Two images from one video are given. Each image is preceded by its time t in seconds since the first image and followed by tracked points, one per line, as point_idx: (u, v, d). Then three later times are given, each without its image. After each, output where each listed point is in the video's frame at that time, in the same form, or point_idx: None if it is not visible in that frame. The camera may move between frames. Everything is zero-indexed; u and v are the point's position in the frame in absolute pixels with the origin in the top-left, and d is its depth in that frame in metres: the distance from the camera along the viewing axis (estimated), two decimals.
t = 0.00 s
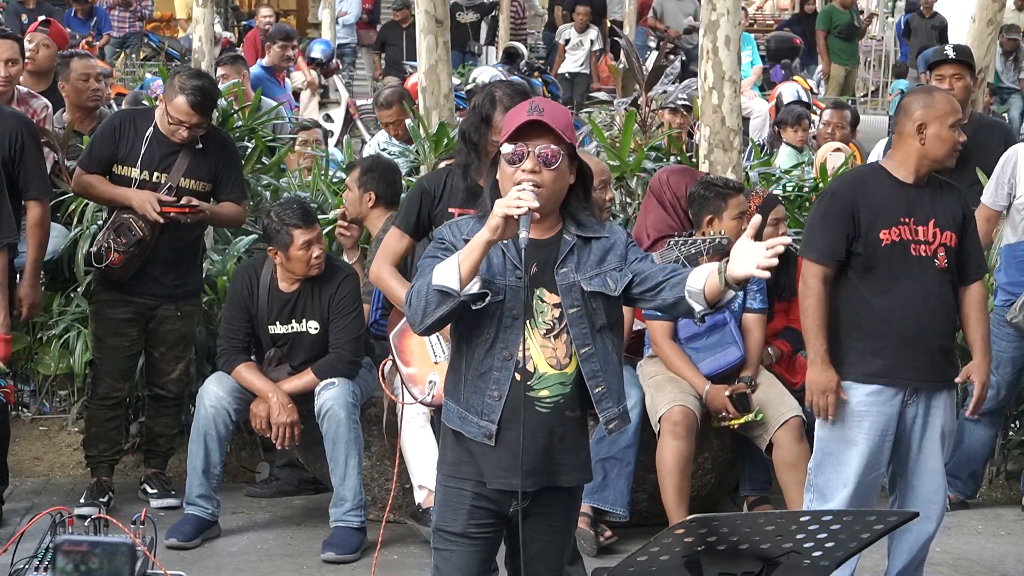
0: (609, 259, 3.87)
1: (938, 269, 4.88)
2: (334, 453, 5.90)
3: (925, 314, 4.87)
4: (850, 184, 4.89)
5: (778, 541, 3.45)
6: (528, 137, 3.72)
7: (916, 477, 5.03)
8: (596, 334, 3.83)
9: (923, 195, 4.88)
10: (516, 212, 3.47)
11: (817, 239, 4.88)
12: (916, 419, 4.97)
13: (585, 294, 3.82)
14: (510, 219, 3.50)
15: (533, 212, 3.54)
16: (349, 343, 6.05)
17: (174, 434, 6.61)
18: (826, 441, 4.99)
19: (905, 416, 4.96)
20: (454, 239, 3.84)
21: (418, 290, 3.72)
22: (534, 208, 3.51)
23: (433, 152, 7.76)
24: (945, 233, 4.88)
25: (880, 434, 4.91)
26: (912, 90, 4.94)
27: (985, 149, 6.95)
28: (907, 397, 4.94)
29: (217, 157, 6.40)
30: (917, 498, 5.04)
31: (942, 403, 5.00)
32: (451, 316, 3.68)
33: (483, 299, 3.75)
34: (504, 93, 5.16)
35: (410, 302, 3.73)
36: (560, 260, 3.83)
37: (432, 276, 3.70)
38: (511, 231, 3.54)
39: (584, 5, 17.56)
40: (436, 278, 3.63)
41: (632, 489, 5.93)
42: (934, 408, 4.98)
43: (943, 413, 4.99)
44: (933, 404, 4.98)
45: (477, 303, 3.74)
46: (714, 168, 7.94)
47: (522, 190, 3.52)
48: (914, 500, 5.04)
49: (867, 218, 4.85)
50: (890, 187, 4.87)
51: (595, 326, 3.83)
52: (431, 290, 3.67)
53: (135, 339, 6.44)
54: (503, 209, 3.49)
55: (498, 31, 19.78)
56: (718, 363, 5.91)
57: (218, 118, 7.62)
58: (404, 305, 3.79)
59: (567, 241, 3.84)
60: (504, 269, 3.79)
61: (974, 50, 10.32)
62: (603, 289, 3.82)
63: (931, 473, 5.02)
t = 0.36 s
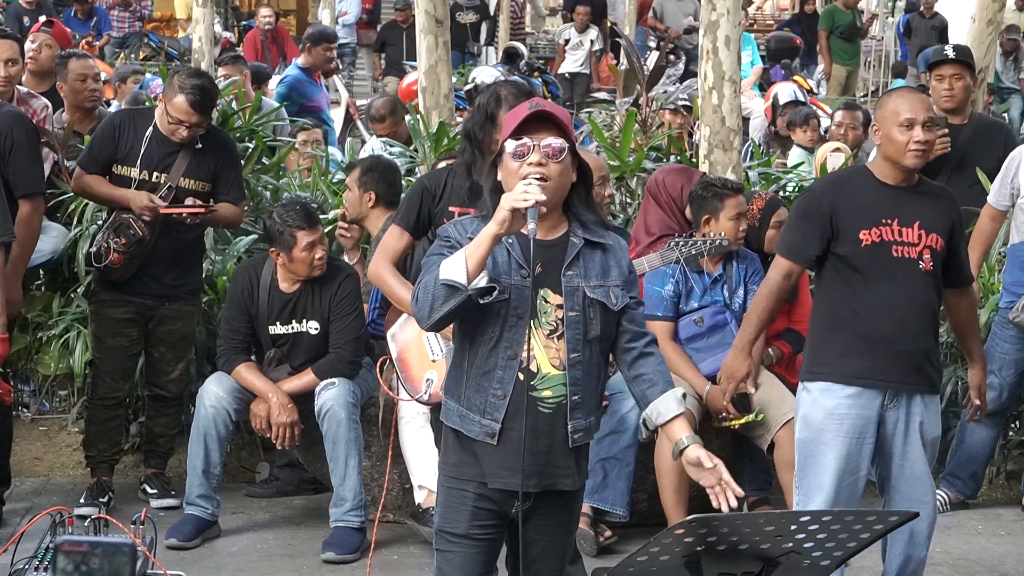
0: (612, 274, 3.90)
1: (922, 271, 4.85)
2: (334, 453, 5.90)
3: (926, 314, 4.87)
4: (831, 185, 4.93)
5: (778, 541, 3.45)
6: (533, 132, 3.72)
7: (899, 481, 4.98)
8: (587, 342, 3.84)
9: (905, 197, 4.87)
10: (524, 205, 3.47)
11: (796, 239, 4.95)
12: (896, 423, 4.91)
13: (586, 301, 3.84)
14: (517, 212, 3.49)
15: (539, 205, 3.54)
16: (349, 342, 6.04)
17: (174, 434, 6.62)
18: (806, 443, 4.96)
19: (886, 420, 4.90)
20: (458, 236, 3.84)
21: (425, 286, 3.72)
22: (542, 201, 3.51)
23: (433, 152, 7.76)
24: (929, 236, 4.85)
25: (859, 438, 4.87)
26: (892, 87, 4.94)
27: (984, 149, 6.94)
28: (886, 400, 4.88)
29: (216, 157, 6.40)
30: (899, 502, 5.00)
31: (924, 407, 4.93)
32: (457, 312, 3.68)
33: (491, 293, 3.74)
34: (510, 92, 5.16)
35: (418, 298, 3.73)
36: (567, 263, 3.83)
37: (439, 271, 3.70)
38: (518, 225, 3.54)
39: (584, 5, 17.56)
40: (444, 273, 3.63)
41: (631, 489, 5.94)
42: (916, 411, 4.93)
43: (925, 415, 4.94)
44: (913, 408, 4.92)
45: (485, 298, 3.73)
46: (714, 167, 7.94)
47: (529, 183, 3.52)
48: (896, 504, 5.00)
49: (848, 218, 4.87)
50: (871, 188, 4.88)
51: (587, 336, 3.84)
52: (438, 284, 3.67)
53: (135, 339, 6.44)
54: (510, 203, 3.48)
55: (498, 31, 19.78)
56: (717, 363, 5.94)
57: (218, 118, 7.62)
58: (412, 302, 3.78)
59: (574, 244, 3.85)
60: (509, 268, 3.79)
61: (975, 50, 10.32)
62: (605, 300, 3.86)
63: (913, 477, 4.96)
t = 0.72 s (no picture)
0: (616, 275, 3.91)
1: (915, 267, 4.82)
2: (334, 453, 5.90)
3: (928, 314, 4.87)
4: (830, 180, 4.93)
5: (778, 541, 3.45)
6: (535, 130, 3.72)
7: (895, 479, 4.98)
8: (596, 343, 3.86)
9: (903, 194, 4.85)
10: (532, 201, 3.48)
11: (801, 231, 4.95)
12: (892, 421, 4.90)
13: (597, 300, 3.85)
14: (526, 209, 3.50)
15: (547, 202, 3.56)
16: (349, 342, 6.04)
17: (174, 434, 6.62)
18: (802, 440, 5.00)
19: (879, 419, 4.90)
20: (463, 235, 3.84)
21: (431, 284, 3.71)
22: (549, 198, 3.53)
23: (433, 152, 7.76)
24: (924, 232, 4.82)
25: (852, 436, 4.89)
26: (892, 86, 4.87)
27: (984, 148, 6.94)
28: (879, 398, 4.88)
29: (216, 158, 6.40)
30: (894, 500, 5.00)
31: (921, 406, 4.91)
32: (465, 310, 3.67)
33: (498, 290, 3.73)
34: (510, 88, 5.14)
35: (424, 296, 3.72)
36: (576, 264, 3.84)
37: (446, 268, 3.69)
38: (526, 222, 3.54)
39: (584, 5, 17.57)
40: (452, 270, 3.62)
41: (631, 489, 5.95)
42: (910, 410, 4.91)
43: (921, 415, 4.91)
44: (907, 406, 4.90)
45: (493, 294, 3.72)
46: (714, 168, 7.94)
47: (537, 180, 3.53)
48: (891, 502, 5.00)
49: (845, 213, 4.87)
50: (871, 185, 4.87)
51: (595, 336, 3.86)
52: (446, 281, 3.67)
53: (135, 339, 6.44)
54: (518, 200, 3.50)
55: (497, 31, 19.79)
56: (718, 363, 5.92)
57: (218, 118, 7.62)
58: (419, 301, 3.78)
59: (580, 244, 3.86)
60: (514, 268, 3.77)
61: (975, 50, 10.32)
62: (611, 301, 3.88)
63: (908, 477, 4.96)
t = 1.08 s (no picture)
0: (614, 275, 3.93)
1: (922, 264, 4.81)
2: (334, 453, 5.90)
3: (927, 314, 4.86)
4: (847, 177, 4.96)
5: (778, 541, 3.44)
6: (540, 131, 3.71)
7: (901, 478, 4.97)
8: (597, 344, 3.87)
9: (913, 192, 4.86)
10: (542, 202, 3.47)
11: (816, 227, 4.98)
12: (898, 420, 4.90)
13: (596, 301, 3.87)
14: (535, 210, 3.49)
15: (556, 203, 3.55)
16: (349, 343, 6.04)
17: (173, 434, 6.63)
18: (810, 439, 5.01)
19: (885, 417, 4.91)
20: (466, 236, 3.84)
21: (440, 286, 3.70)
22: (558, 199, 3.52)
23: (433, 152, 7.76)
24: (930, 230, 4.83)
25: (858, 433, 4.90)
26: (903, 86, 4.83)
27: (985, 149, 6.92)
28: (884, 396, 4.89)
29: (217, 156, 6.38)
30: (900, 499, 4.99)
31: (927, 405, 4.90)
32: (474, 312, 3.66)
33: (508, 293, 3.71)
34: (511, 93, 5.14)
35: (432, 298, 3.70)
36: (576, 266, 3.84)
37: (455, 270, 3.68)
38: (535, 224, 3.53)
39: (584, 5, 17.57)
40: (460, 271, 3.62)
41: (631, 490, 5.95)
42: (916, 410, 4.90)
43: (927, 414, 4.90)
44: (913, 404, 4.90)
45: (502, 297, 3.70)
46: (714, 168, 7.94)
47: (545, 181, 3.52)
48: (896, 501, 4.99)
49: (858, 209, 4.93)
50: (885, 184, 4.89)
51: (597, 337, 3.87)
52: (455, 284, 3.66)
53: (135, 339, 6.43)
54: (528, 201, 3.48)
55: (497, 31, 19.79)
56: (718, 363, 5.92)
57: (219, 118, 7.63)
58: (425, 301, 3.77)
59: (580, 245, 3.87)
60: (518, 269, 3.76)
61: (974, 50, 10.32)
62: (611, 301, 3.89)
63: (913, 476, 4.95)
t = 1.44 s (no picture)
0: (614, 275, 3.93)
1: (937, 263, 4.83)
2: (334, 453, 5.90)
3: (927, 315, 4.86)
4: (854, 178, 4.95)
5: (778, 542, 3.44)
6: (545, 132, 3.70)
7: (915, 477, 4.98)
8: (598, 344, 3.87)
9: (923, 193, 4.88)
10: (548, 203, 3.47)
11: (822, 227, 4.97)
12: (914, 417, 4.91)
13: (597, 302, 3.87)
14: (541, 210, 3.49)
15: (562, 203, 3.55)
16: (349, 343, 6.04)
17: (173, 434, 6.62)
18: (826, 440, 4.98)
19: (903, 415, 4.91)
20: (468, 237, 3.84)
21: (445, 285, 3.69)
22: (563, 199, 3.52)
23: (433, 152, 7.76)
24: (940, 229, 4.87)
25: (877, 431, 4.88)
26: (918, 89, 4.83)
27: (985, 149, 6.92)
28: (902, 394, 4.88)
29: (216, 155, 6.38)
30: (915, 497, 4.99)
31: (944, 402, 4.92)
32: (479, 313, 3.65)
33: (513, 293, 3.70)
34: (509, 96, 5.13)
35: (437, 298, 3.70)
36: (578, 266, 3.84)
37: (461, 270, 3.67)
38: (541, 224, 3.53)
39: (584, 5, 17.57)
40: (466, 271, 3.62)
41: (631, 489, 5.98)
42: (934, 407, 4.91)
43: (944, 411, 4.92)
44: (931, 402, 4.90)
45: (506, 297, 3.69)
46: (714, 168, 7.94)
47: (551, 182, 3.52)
48: (911, 498, 5.00)
49: (869, 211, 4.91)
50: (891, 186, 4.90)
51: (598, 337, 3.88)
52: (461, 284, 3.64)
53: (135, 339, 6.42)
54: (534, 201, 3.48)
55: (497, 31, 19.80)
56: (717, 364, 5.91)
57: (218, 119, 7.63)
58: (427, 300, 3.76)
59: (581, 246, 3.87)
60: (520, 269, 3.75)
61: (974, 50, 10.30)
62: (611, 302, 3.90)
63: (929, 473, 4.96)
